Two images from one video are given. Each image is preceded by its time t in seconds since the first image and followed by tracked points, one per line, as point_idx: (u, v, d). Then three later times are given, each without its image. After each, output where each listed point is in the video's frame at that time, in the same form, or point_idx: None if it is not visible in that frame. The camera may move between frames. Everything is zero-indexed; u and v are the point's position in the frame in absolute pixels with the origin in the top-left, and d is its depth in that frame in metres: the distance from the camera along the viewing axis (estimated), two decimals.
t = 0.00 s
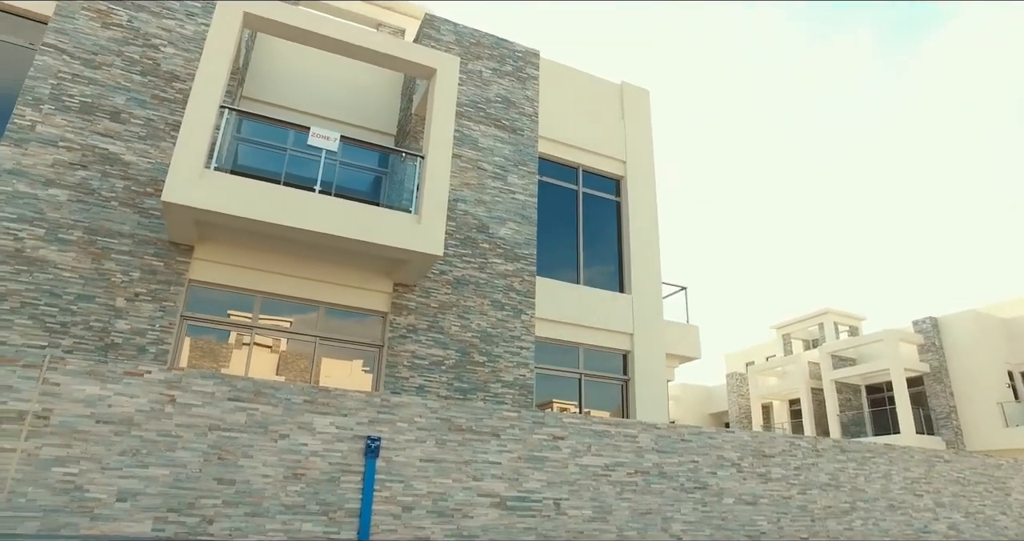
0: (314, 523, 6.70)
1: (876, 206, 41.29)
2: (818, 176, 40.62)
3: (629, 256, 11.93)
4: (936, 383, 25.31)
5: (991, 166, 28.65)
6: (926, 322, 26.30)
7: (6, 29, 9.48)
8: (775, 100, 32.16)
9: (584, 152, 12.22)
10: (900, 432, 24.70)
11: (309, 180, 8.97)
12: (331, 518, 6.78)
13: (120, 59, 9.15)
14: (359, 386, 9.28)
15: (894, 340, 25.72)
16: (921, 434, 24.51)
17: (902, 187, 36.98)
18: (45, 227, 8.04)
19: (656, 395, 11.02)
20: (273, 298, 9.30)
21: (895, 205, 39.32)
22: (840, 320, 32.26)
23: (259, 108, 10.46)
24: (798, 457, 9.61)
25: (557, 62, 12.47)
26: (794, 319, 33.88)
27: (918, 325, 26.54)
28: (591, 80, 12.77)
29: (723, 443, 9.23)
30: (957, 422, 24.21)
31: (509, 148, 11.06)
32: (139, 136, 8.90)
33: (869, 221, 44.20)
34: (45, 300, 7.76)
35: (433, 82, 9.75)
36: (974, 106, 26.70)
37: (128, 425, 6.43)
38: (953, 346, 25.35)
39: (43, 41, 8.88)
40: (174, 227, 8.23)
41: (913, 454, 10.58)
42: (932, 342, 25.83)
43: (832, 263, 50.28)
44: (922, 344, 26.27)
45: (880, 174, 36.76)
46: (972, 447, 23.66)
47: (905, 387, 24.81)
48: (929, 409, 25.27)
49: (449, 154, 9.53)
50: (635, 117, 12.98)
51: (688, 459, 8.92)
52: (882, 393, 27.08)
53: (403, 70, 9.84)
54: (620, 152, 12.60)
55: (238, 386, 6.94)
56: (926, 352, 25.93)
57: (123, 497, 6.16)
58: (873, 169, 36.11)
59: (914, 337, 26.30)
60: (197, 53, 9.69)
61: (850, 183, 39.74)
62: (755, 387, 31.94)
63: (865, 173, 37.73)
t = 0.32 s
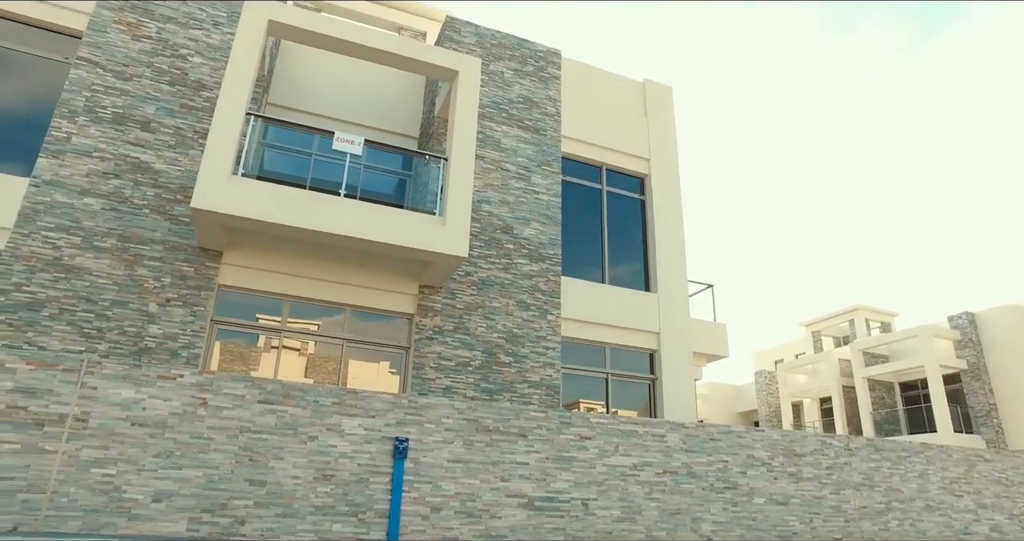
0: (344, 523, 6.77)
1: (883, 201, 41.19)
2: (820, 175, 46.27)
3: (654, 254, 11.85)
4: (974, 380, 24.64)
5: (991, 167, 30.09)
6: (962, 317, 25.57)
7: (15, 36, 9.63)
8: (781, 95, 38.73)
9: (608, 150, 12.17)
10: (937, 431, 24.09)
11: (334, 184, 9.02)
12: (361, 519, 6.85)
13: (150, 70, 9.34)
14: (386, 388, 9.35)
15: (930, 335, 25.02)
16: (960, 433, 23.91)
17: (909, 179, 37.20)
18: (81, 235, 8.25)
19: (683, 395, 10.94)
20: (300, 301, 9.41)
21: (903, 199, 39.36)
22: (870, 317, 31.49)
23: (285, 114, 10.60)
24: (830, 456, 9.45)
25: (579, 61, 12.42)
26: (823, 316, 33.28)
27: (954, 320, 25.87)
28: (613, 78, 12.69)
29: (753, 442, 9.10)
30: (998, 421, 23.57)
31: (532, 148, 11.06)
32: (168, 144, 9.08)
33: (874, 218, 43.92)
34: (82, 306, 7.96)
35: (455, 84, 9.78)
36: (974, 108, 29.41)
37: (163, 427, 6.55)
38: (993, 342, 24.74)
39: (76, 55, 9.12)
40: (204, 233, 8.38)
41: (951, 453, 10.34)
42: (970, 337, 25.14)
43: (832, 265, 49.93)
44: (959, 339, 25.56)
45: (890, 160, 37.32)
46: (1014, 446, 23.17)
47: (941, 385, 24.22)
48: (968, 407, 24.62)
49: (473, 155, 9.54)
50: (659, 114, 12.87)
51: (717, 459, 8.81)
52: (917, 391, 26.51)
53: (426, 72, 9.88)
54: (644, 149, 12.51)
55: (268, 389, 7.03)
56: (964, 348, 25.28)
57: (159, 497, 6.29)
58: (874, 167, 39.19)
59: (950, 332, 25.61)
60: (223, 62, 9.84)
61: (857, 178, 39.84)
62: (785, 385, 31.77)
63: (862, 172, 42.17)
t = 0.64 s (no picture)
0: (374, 525, 6.83)
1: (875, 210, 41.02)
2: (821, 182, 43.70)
3: (680, 253, 11.74)
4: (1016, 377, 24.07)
5: (991, 164, 31.25)
6: (1002, 312, 25.09)
7: (49, 51, 9.91)
8: (782, 95, 30.90)
9: (632, 149, 12.10)
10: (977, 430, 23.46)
11: (359, 188, 9.07)
12: (390, 520, 6.91)
13: (179, 80, 9.53)
14: (413, 390, 9.40)
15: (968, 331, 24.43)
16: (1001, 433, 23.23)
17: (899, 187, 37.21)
18: (116, 243, 8.44)
19: (712, 394, 10.82)
20: (327, 305, 9.50)
21: (900, 205, 39.10)
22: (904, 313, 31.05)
23: (310, 120, 10.72)
24: (864, 455, 9.27)
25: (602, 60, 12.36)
26: (853, 313, 32.99)
27: (993, 316, 25.36)
28: (636, 76, 12.61)
29: (784, 442, 8.95)
30: None
31: (556, 148, 11.05)
32: (197, 152, 9.24)
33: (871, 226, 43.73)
34: (117, 312, 8.14)
35: (478, 86, 9.81)
36: (975, 113, 29.67)
37: (195, 430, 6.67)
38: None
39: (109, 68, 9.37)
40: (233, 239, 8.53)
41: (993, 453, 10.08)
42: (1012, 333, 24.54)
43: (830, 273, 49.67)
44: (999, 336, 25.02)
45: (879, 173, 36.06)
46: None
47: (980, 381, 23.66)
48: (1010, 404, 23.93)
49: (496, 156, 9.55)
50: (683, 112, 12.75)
51: (748, 459, 8.69)
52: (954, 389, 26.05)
53: (448, 75, 9.92)
54: (669, 147, 12.41)
55: (297, 391, 7.11)
56: (1004, 344, 24.72)
57: (193, 499, 6.41)
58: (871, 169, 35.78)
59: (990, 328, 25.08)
60: (248, 70, 9.99)
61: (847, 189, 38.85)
62: (816, 384, 31.40)
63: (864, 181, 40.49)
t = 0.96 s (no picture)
0: (404, 526, 6.89)
1: (878, 206, 40.95)
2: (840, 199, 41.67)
3: (708, 251, 11.60)
4: None
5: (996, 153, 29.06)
6: None
7: (83, 65, 10.16)
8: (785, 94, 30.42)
9: (656, 147, 12.02)
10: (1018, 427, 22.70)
11: (384, 192, 9.15)
12: (420, 521, 6.95)
13: (206, 89, 9.71)
14: (441, 391, 9.45)
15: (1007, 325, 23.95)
16: None
17: (899, 183, 36.88)
18: (148, 250, 8.62)
19: (741, 394, 10.69)
20: (355, 308, 9.59)
21: (901, 200, 39.32)
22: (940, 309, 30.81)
23: (335, 125, 10.86)
24: (900, 455, 9.07)
25: (624, 58, 12.30)
26: (885, 311, 32.81)
27: None
28: (659, 74, 12.52)
29: (815, 441, 8.80)
30: None
31: (580, 148, 11.03)
32: (225, 160, 9.40)
33: (871, 222, 43.68)
34: (150, 317, 8.31)
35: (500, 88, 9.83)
36: (975, 113, 27.13)
37: (228, 433, 6.76)
38: None
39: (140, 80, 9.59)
40: (262, 244, 8.64)
41: None
42: None
43: (829, 270, 49.38)
44: None
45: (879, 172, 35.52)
46: None
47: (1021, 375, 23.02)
48: None
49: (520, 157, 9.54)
50: (707, 108, 12.61)
51: (779, 458, 8.55)
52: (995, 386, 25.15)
53: (471, 78, 9.96)
54: (693, 144, 12.30)
55: (326, 394, 7.19)
56: None
57: (226, 500, 6.51)
58: (872, 168, 35.04)
59: None
60: (273, 77, 10.13)
61: (849, 189, 38.60)
62: (848, 382, 31.16)
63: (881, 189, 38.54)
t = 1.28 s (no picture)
0: (432, 527, 6.92)
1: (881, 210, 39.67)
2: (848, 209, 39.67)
3: (734, 249, 11.48)
4: None
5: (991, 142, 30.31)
6: None
7: (116, 78, 10.40)
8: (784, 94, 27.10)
9: (679, 145, 11.92)
10: None
11: (408, 195, 9.17)
12: (448, 523, 6.98)
13: (233, 98, 9.87)
14: (467, 393, 9.49)
15: None
16: None
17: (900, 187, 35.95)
18: (179, 257, 8.79)
19: (771, 392, 10.55)
20: (381, 310, 9.67)
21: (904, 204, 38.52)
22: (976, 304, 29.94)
23: (358, 129, 10.96)
24: (938, 455, 8.87)
25: (646, 56, 12.23)
26: (919, 306, 31.99)
27: None
28: (682, 71, 12.43)
29: (848, 440, 8.65)
30: None
31: (603, 147, 10.98)
32: (252, 166, 9.54)
33: (865, 228, 42.45)
34: (182, 323, 8.47)
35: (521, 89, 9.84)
36: (975, 113, 28.14)
37: (258, 436, 6.86)
38: None
39: (169, 90, 9.80)
40: (290, 249, 8.76)
41: None
42: None
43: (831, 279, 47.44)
44: None
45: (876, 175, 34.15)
46: None
47: None
48: None
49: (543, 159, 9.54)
50: (731, 104, 12.48)
51: (811, 458, 8.42)
52: None
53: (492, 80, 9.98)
54: (718, 141, 12.18)
55: (354, 397, 7.24)
56: None
57: (258, 502, 6.60)
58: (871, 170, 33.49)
59: None
60: (298, 84, 10.25)
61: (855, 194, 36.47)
62: (881, 380, 30.55)
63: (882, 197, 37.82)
